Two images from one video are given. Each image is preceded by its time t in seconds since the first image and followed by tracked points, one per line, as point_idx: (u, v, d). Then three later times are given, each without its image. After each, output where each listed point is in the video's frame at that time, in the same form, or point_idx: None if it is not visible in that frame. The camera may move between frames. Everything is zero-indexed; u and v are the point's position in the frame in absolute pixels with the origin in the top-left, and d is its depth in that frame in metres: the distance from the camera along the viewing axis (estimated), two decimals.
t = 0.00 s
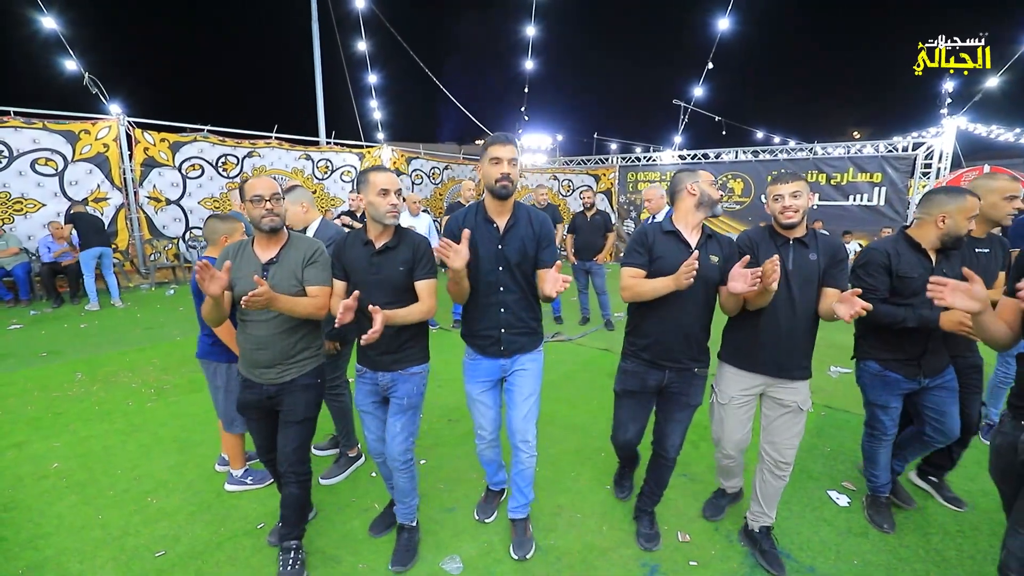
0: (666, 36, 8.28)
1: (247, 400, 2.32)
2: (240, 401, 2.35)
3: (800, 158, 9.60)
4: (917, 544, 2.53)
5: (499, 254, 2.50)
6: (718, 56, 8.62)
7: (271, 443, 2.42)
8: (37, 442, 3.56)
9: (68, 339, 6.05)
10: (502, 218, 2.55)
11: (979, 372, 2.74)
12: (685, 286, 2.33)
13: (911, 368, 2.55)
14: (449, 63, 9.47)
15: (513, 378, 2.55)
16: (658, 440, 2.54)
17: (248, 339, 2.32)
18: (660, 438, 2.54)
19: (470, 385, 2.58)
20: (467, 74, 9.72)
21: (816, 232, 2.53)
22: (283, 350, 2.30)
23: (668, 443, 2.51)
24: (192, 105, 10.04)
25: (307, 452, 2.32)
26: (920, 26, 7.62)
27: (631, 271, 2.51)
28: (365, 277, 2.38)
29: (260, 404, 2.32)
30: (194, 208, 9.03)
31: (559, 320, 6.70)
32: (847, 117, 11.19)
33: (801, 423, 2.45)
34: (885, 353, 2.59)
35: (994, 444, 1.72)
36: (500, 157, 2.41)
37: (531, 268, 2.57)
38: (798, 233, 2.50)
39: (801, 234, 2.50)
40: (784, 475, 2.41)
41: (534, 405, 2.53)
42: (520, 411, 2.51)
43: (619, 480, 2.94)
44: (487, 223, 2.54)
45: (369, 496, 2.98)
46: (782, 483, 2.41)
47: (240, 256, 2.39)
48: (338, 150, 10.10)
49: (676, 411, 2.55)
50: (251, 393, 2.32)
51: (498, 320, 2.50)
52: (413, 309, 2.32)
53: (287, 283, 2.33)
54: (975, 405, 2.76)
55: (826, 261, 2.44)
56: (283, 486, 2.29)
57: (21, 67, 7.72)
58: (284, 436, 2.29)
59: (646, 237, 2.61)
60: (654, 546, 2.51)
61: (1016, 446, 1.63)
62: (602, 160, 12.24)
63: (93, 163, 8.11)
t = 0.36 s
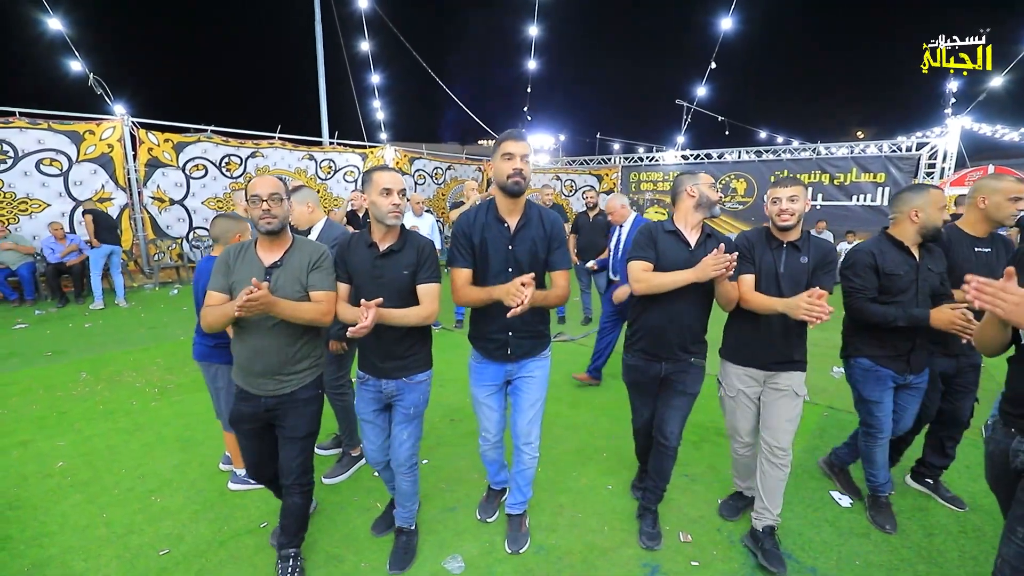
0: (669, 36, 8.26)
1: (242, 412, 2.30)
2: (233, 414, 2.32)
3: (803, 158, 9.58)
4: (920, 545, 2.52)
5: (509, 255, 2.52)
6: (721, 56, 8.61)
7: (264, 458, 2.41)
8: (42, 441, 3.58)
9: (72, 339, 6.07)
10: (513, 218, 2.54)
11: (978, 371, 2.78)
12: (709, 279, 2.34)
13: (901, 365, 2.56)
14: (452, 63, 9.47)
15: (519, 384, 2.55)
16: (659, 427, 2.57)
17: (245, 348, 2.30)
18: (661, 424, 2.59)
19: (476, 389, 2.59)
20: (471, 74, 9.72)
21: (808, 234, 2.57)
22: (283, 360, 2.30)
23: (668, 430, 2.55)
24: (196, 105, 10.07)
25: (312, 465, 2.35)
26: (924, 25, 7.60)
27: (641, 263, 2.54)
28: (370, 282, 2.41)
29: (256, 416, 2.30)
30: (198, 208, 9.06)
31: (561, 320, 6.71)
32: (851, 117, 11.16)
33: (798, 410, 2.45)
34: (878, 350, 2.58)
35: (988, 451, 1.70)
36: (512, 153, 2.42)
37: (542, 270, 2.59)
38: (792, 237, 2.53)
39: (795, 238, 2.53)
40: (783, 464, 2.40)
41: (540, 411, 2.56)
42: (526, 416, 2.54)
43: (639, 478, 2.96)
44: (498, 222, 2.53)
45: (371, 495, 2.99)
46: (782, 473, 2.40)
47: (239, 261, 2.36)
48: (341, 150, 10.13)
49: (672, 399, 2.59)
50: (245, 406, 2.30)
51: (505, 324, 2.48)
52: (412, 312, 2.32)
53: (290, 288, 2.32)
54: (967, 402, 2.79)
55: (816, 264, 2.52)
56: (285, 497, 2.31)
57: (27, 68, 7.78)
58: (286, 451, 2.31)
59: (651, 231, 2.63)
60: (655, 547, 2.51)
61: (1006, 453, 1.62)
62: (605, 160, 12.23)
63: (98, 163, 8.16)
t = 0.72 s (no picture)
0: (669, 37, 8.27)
1: (247, 414, 2.33)
2: (237, 416, 2.35)
3: (804, 159, 9.59)
4: (915, 544, 2.56)
5: (516, 261, 2.54)
6: (722, 57, 8.63)
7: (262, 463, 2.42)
8: (49, 441, 3.62)
9: (77, 339, 6.11)
10: (518, 224, 2.59)
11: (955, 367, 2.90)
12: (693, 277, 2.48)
13: (865, 352, 2.79)
14: (454, 64, 9.50)
15: (524, 388, 2.61)
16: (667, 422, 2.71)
17: (252, 351, 2.34)
18: (668, 417, 2.73)
19: (478, 394, 2.62)
20: (472, 74, 9.75)
21: (815, 238, 2.67)
22: (290, 362, 2.34)
23: (676, 425, 2.69)
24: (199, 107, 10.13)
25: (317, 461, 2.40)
26: (924, 26, 7.60)
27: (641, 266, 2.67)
28: (371, 286, 2.45)
29: (262, 418, 2.33)
30: (201, 209, 9.11)
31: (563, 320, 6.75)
32: (853, 117, 11.16)
33: (807, 409, 2.51)
34: (844, 337, 2.79)
35: (959, 455, 1.71)
36: (533, 164, 2.45)
37: (548, 276, 2.62)
38: (799, 238, 2.63)
39: (802, 239, 2.63)
40: (796, 461, 2.49)
41: (542, 415, 2.61)
42: (528, 419, 2.58)
43: (638, 481, 2.98)
44: (504, 228, 2.58)
45: (375, 493, 3.03)
46: (795, 468, 2.50)
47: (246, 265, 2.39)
48: (343, 151, 10.18)
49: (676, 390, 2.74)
50: (252, 408, 2.33)
51: (513, 329, 2.54)
52: (419, 316, 2.37)
53: (298, 292, 2.35)
54: (947, 398, 2.90)
55: (822, 266, 2.60)
56: (289, 496, 2.35)
57: (32, 70, 7.84)
58: (292, 452, 2.34)
59: (655, 237, 2.76)
60: (654, 546, 2.55)
61: (979, 461, 1.63)
62: (607, 161, 12.25)
63: (102, 165, 8.21)
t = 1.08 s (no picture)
0: (669, 38, 8.32)
1: (257, 404, 2.41)
2: (251, 405, 2.43)
3: (806, 160, 9.59)
4: (911, 543, 2.58)
5: (509, 261, 2.60)
6: (723, 58, 8.64)
7: (281, 444, 2.53)
8: (56, 440, 3.68)
9: (82, 340, 6.17)
10: (508, 227, 2.64)
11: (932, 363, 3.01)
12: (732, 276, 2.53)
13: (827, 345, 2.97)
14: (455, 65, 9.54)
15: (515, 380, 2.63)
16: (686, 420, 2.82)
17: (255, 346, 2.40)
18: (687, 419, 2.84)
19: (475, 386, 2.67)
20: (474, 75, 9.78)
21: (837, 241, 2.66)
22: (291, 356, 2.40)
23: (695, 426, 2.80)
24: (202, 109, 10.18)
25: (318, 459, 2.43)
26: (925, 26, 7.61)
27: (668, 267, 2.73)
28: (366, 285, 2.48)
29: (270, 407, 2.41)
30: (204, 211, 9.00)
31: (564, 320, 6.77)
32: (855, 117, 11.15)
33: (834, 417, 2.57)
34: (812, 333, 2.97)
35: (938, 453, 1.75)
36: (528, 171, 2.50)
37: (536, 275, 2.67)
38: (820, 242, 2.62)
39: (823, 244, 2.62)
40: (816, 465, 2.57)
41: (535, 406, 2.63)
42: (521, 412, 2.60)
43: (636, 481, 3.01)
44: (496, 231, 2.62)
45: (377, 491, 3.07)
46: (814, 471, 2.58)
47: (244, 266, 2.46)
48: (345, 153, 10.24)
49: (699, 397, 2.81)
50: (260, 398, 2.40)
51: (506, 325, 2.56)
52: (407, 309, 2.40)
53: (293, 291, 2.42)
54: (928, 391, 3.01)
55: (844, 270, 2.60)
56: (296, 482, 2.40)
57: (37, 73, 7.91)
58: (296, 438, 2.41)
59: (677, 238, 2.84)
60: (652, 545, 2.58)
61: (955, 459, 1.67)
62: (608, 161, 12.26)
63: (107, 166, 8.28)
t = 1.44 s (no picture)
0: (670, 39, 8.35)
1: (258, 396, 2.43)
2: (253, 396, 2.44)
3: (808, 160, 9.57)
4: (914, 545, 2.57)
5: (509, 258, 2.61)
6: (725, 59, 8.61)
7: (279, 437, 2.53)
8: (58, 439, 3.68)
9: (85, 339, 6.18)
10: (508, 225, 2.65)
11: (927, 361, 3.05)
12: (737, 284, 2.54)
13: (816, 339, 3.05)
14: (457, 65, 9.54)
15: (517, 373, 2.65)
16: (692, 419, 2.81)
17: (255, 337, 2.41)
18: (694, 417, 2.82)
19: (475, 380, 2.66)
20: (476, 75, 9.78)
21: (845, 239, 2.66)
22: (292, 349, 2.41)
23: (701, 423, 2.79)
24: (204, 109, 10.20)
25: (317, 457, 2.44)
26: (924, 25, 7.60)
27: (676, 266, 2.74)
28: (363, 281, 2.45)
29: (270, 398, 2.42)
30: (206, 211, 9.11)
31: (566, 320, 6.76)
32: (859, 117, 11.11)
33: (839, 413, 2.60)
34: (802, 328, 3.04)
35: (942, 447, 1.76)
36: (528, 172, 2.50)
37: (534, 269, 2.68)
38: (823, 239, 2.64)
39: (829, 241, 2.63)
40: (821, 459, 2.57)
41: (538, 397, 2.65)
42: (525, 403, 2.62)
43: (644, 470, 3.11)
44: (496, 230, 2.63)
45: (378, 491, 3.06)
46: (820, 466, 2.58)
47: (247, 263, 2.49)
48: (347, 152, 10.24)
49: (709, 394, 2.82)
50: (260, 389, 2.42)
51: (506, 320, 2.58)
52: (408, 307, 2.40)
53: (290, 287, 2.44)
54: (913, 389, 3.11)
55: (853, 267, 2.59)
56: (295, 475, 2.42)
57: (40, 73, 7.93)
58: (293, 429, 2.40)
59: (688, 236, 2.84)
60: (653, 546, 2.57)
61: (954, 450, 1.67)
62: (610, 161, 12.24)
63: (109, 166, 8.29)
